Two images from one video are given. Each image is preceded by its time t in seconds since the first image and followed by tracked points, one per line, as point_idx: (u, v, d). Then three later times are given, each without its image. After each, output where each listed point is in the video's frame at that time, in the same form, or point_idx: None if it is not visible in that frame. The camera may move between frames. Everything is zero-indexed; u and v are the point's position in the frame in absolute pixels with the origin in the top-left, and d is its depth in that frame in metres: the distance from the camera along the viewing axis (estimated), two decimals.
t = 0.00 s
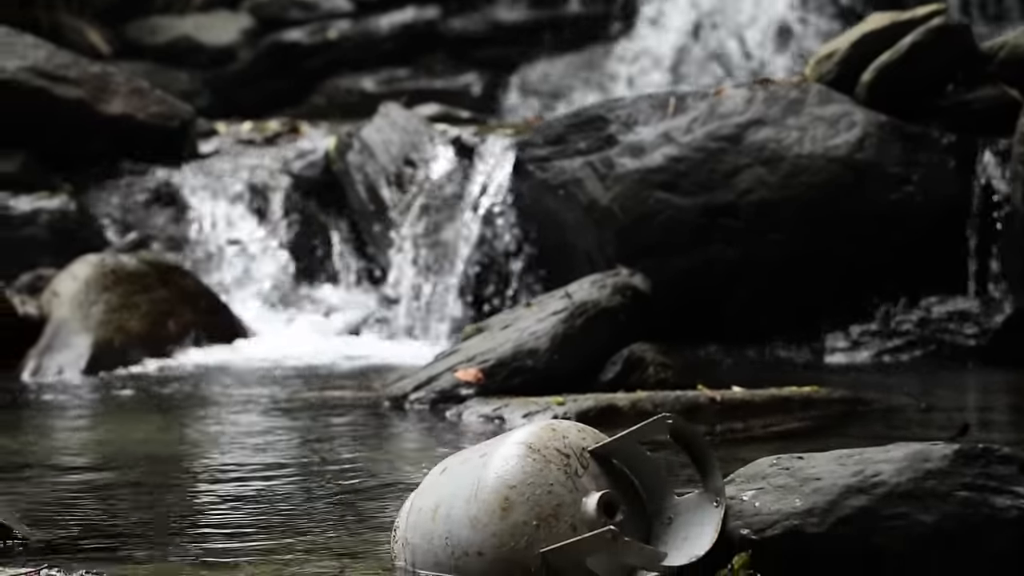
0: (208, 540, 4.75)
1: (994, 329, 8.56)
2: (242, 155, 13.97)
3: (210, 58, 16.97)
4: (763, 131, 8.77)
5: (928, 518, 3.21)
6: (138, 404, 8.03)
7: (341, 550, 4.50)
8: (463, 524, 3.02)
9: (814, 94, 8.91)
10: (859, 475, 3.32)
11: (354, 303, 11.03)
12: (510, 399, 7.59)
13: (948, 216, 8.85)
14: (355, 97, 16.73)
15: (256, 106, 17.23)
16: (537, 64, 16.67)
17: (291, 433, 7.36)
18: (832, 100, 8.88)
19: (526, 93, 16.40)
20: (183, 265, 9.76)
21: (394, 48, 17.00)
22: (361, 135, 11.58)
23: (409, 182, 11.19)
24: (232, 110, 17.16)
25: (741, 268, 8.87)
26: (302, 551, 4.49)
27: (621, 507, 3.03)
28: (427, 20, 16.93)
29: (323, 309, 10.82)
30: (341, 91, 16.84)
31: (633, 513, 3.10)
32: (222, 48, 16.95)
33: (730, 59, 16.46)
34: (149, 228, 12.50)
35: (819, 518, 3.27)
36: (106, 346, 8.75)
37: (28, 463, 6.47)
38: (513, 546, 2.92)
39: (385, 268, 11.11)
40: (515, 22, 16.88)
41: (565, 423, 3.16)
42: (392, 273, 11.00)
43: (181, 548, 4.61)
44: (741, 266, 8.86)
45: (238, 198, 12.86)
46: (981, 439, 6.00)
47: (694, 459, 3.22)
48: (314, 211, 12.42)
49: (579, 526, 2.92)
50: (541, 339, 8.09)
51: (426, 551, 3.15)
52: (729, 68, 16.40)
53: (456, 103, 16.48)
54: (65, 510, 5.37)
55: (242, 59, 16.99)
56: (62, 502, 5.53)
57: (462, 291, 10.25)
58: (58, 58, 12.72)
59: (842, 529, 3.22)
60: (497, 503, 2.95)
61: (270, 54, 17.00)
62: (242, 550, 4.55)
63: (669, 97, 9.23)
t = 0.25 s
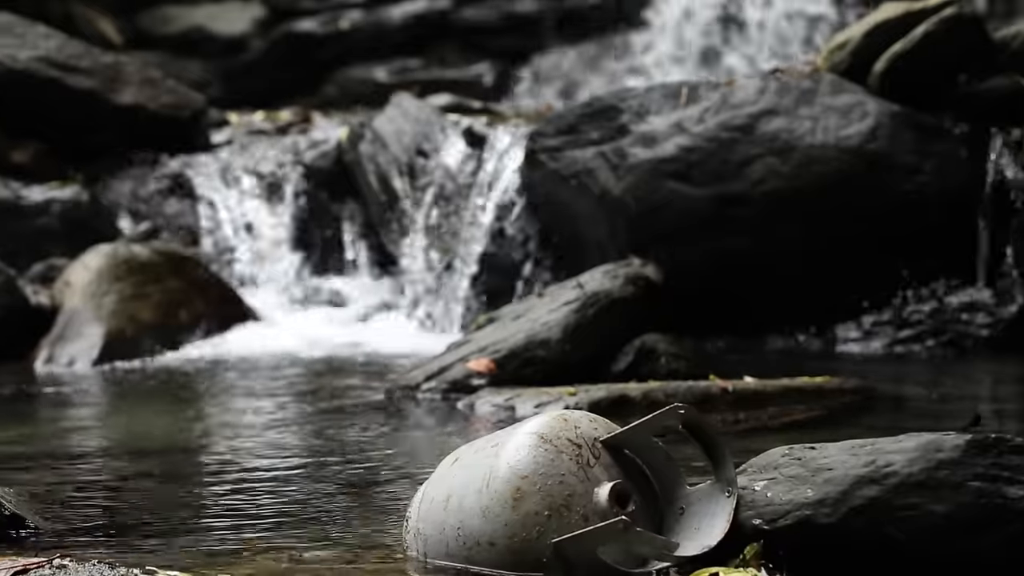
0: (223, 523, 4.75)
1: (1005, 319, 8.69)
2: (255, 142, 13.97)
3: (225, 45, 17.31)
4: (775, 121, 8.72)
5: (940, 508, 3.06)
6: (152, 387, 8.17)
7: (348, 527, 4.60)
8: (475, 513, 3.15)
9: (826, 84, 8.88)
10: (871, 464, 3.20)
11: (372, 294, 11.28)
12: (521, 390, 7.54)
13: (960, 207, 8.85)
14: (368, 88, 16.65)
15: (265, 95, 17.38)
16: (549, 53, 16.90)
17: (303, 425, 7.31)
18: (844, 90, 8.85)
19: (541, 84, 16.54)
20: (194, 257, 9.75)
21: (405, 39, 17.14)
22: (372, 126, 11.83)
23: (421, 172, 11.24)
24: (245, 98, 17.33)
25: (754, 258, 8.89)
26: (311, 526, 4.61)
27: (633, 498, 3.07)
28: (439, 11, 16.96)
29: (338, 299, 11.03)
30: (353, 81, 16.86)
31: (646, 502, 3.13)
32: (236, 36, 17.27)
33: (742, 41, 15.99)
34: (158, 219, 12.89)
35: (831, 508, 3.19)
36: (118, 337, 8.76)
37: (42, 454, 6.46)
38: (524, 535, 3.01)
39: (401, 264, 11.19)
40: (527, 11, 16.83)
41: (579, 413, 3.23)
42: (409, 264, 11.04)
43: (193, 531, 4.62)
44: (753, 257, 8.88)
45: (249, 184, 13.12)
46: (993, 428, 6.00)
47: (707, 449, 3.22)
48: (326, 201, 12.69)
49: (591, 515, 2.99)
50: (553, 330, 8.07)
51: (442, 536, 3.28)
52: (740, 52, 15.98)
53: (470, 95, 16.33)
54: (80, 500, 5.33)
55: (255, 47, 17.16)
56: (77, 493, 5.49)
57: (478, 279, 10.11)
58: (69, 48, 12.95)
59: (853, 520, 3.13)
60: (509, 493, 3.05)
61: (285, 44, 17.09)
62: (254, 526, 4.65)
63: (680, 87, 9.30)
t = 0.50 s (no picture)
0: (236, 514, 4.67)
1: (1017, 309, 8.71)
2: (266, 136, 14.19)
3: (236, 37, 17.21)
4: (787, 113, 8.70)
5: (952, 501, 3.08)
6: (166, 371, 8.36)
7: (359, 516, 4.55)
8: (487, 505, 3.15)
9: (837, 75, 8.86)
10: (883, 456, 3.24)
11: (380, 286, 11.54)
12: (532, 380, 7.54)
13: (971, 197, 8.83)
14: (378, 78, 16.95)
15: (275, 86, 17.40)
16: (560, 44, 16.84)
17: (313, 416, 7.30)
18: (855, 82, 8.83)
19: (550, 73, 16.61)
20: (206, 249, 9.67)
21: (416, 31, 17.17)
22: (384, 118, 11.94)
23: (432, 162, 11.21)
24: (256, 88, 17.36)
25: (765, 250, 8.87)
26: (319, 515, 4.55)
27: (644, 489, 3.11)
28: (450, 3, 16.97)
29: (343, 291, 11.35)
30: (364, 72, 17.07)
31: (657, 494, 3.18)
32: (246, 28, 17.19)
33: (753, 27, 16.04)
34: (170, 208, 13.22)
35: (842, 500, 3.22)
36: (130, 328, 8.80)
37: (51, 445, 6.44)
38: (536, 527, 3.05)
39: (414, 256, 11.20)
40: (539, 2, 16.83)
41: (590, 405, 3.27)
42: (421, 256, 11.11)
43: (206, 521, 4.47)
44: (765, 248, 8.86)
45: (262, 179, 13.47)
46: (1004, 419, 6.02)
47: (720, 440, 3.30)
48: (339, 193, 13.15)
49: (602, 507, 3.01)
50: (564, 321, 8.05)
51: (452, 528, 3.29)
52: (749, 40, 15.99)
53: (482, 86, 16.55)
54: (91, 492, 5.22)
55: (266, 39, 17.14)
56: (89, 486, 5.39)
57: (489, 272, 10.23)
58: (81, 39, 13.06)
59: (865, 511, 3.16)
60: (521, 485, 3.07)
61: (296, 35, 17.17)
62: (266, 516, 4.57)
63: (691, 78, 9.24)
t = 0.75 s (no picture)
0: (248, 506, 4.60)
1: None
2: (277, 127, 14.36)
3: (247, 30, 17.50)
4: (798, 105, 8.67)
5: (962, 494, 3.03)
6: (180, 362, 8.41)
7: (373, 507, 4.55)
8: (498, 498, 3.11)
9: (849, 68, 8.81)
10: (894, 449, 3.19)
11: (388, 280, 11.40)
12: (543, 373, 7.54)
13: (983, 189, 8.82)
14: (390, 71, 17.16)
15: (289, 80, 17.75)
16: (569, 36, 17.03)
17: (323, 410, 7.30)
18: (867, 74, 8.79)
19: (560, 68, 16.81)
20: (217, 241, 9.79)
21: (428, 24, 17.24)
22: (395, 110, 11.92)
23: (442, 154, 11.46)
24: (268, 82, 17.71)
25: (776, 242, 8.91)
26: (329, 510, 4.49)
27: (656, 482, 3.09)
28: None
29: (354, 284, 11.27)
30: (376, 65, 17.29)
31: (668, 488, 3.17)
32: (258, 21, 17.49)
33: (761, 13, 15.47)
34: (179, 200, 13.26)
35: (854, 493, 3.18)
36: (141, 321, 8.82)
37: (62, 438, 6.39)
38: (547, 520, 3.02)
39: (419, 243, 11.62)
40: None
41: (600, 397, 3.24)
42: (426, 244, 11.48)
43: (216, 514, 4.40)
44: (776, 241, 8.90)
45: (277, 168, 13.51)
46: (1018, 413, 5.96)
47: (730, 434, 3.26)
48: (350, 185, 13.17)
49: (613, 500, 2.99)
50: (575, 313, 8.04)
51: (462, 521, 3.26)
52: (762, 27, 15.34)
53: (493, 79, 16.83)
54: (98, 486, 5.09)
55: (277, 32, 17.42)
56: (98, 481, 5.26)
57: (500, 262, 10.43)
58: (93, 32, 13.24)
59: (876, 505, 3.12)
60: (532, 478, 3.03)
61: (308, 27, 17.36)
62: (278, 509, 4.51)
63: (703, 71, 9.21)
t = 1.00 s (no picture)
0: (257, 499, 4.52)
1: None
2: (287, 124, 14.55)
3: (257, 24, 17.52)
4: (809, 100, 8.66)
5: (972, 488, 2.88)
6: (190, 355, 8.43)
7: (387, 498, 4.50)
8: (509, 492, 3.01)
9: (860, 62, 8.81)
10: (905, 443, 3.05)
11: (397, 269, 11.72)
12: (554, 367, 7.50)
13: (994, 183, 8.81)
14: (399, 65, 17.41)
15: (301, 73, 17.76)
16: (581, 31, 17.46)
17: (334, 404, 7.23)
18: (877, 68, 8.78)
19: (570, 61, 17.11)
20: (227, 235, 9.79)
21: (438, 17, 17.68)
22: (406, 105, 12.14)
23: (454, 148, 11.61)
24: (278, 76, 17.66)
25: (787, 237, 8.89)
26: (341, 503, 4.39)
27: (666, 476, 2.98)
28: None
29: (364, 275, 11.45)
30: (386, 58, 17.54)
31: (678, 482, 3.04)
32: (268, 15, 17.53)
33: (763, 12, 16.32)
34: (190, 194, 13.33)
35: (865, 487, 3.04)
36: (153, 315, 8.82)
37: (69, 433, 6.29)
38: (558, 514, 2.91)
39: (432, 240, 11.37)
40: None
41: (612, 391, 3.11)
42: (439, 241, 11.27)
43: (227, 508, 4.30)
44: (786, 235, 8.87)
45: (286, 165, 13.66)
46: None
47: (742, 428, 3.12)
48: (358, 179, 13.29)
49: (624, 494, 2.88)
50: (586, 307, 8.04)
51: (472, 516, 3.15)
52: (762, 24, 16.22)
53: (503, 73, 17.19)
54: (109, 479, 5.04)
55: (286, 27, 17.48)
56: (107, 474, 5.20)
57: (506, 255, 10.53)
58: (103, 26, 13.43)
59: (886, 499, 2.97)
60: (542, 472, 2.92)
61: (318, 21, 17.53)
62: (289, 501, 4.43)
63: (714, 64, 9.19)
